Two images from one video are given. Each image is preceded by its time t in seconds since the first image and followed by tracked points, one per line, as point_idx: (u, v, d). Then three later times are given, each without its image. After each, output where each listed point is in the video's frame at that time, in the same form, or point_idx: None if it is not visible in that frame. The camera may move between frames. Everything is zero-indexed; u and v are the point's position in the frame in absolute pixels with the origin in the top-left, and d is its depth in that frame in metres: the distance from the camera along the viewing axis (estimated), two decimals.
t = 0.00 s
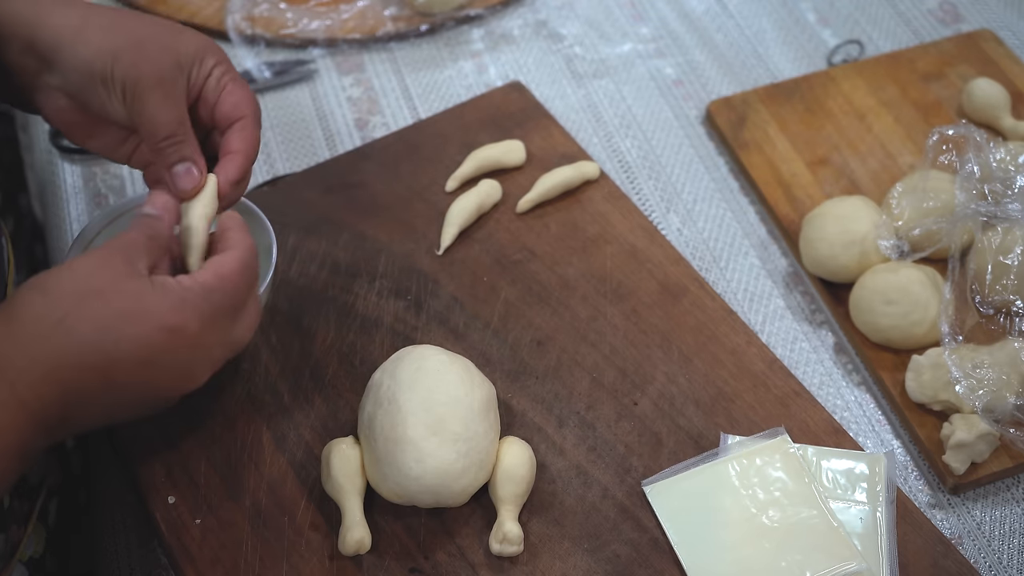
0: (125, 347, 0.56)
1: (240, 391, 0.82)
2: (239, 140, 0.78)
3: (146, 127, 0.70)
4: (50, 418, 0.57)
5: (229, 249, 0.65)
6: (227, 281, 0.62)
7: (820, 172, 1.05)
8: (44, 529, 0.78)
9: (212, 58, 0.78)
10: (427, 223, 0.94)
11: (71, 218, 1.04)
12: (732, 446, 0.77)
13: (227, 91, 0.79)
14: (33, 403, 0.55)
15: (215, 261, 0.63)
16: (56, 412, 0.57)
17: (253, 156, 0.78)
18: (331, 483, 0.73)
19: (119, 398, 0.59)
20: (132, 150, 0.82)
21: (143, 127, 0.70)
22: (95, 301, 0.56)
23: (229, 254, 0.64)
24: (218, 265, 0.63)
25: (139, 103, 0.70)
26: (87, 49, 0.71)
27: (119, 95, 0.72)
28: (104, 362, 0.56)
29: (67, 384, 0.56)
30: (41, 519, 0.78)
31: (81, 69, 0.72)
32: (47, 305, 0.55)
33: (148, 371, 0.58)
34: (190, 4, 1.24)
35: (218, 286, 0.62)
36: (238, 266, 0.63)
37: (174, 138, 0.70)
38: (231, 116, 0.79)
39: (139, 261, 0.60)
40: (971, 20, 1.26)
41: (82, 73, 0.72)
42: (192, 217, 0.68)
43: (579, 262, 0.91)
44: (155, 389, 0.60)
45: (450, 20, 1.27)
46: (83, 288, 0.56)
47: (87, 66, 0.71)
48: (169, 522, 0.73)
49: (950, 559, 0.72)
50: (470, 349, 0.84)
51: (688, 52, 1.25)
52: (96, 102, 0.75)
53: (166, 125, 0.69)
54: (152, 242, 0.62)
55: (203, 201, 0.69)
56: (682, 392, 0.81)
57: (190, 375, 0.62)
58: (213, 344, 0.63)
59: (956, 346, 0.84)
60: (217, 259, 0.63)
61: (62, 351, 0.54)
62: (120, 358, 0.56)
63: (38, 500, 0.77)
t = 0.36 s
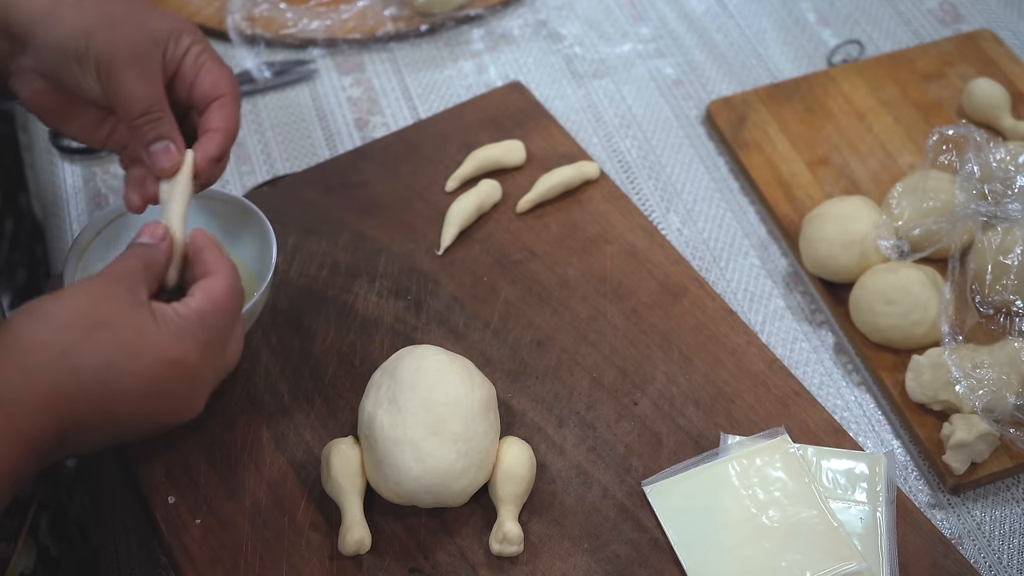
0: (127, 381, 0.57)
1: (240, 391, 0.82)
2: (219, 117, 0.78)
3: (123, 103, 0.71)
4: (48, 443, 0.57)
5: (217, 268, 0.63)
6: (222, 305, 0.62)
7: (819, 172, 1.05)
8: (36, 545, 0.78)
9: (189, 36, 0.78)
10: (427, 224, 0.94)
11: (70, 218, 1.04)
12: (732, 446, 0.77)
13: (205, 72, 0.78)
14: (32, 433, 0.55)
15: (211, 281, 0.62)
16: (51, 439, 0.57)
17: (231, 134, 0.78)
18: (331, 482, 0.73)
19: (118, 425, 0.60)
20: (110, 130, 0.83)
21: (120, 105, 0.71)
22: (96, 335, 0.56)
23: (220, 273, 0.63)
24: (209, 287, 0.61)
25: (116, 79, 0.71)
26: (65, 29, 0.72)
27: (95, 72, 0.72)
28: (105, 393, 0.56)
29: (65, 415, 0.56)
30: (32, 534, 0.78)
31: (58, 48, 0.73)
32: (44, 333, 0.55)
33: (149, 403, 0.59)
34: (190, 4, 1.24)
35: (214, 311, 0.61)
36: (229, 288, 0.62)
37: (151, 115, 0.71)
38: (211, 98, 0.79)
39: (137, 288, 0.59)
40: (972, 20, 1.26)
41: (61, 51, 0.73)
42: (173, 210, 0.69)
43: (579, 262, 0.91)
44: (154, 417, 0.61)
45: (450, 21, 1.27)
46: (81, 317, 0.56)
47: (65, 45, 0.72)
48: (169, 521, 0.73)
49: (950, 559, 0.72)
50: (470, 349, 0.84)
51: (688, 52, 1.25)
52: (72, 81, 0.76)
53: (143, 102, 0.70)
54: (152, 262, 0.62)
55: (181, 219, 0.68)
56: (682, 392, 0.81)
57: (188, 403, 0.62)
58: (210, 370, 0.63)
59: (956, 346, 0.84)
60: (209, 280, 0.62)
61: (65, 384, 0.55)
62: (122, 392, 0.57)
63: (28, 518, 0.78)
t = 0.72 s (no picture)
0: (130, 382, 0.57)
1: (240, 391, 0.82)
2: (191, 111, 0.78)
3: (109, 98, 0.72)
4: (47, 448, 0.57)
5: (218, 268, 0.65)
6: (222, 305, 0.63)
7: (819, 172, 1.05)
8: (31, 543, 0.78)
9: (169, 29, 0.78)
10: (427, 224, 0.94)
11: (71, 218, 1.07)
12: (732, 446, 0.77)
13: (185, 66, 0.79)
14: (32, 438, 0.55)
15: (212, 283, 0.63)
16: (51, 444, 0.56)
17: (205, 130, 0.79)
18: (331, 483, 0.73)
19: (119, 425, 0.60)
20: (97, 120, 0.85)
21: (107, 99, 0.72)
22: (101, 337, 0.56)
23: (221, 274, 0.64)
24: (210, 290, 0.63)
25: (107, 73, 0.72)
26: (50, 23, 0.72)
27: (81, 66, 0.73)
28: (108, 394, 0.57)
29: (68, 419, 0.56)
30: (27, 534, 0.78)
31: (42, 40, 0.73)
32: (44, 335, 0.55)
33: (152, 402, 0.59)
34: (190, 4, 1.24)
35: (215, 312, 0.62)
36: (228, 290, 0.63)
37: (137, 110, 0.71)
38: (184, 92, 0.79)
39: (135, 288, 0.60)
40: (972, 20, 1.26)
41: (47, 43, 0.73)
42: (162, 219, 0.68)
43: (579, 262, 0.91)
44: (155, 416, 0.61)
45: (450, 21, 1.27)
46: (82, 320, 0.56)
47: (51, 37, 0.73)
48: (169, 521, 0.73)
49: (951, 559, 0.72)
50: (470, 349, 0.84)
51: (688, 52, 1.25)
52: (60, 74, 0.77)
53: (127, 97, 0.71)
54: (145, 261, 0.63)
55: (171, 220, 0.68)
56: (682, 392, 0.81)
57: (190, 401, 0.63)
58: (209, 369, 0.63)
59: (956, 346, 0.84)
60: (209, 280, 0.64)
61: (70, 387, 0.55)
62: (127, 392, 0.57)
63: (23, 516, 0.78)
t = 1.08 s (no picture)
0: (141, 346, 0.59)
1: (240, 391, 0.82)
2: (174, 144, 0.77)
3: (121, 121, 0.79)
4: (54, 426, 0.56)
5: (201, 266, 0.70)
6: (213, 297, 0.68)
7: (819, 172, 1.05)
8: (29, 531, 0.78)
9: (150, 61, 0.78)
10: (427, 223, 0.94)
11: (71, 218, 1.05)
12: (732, 446, 0.77)
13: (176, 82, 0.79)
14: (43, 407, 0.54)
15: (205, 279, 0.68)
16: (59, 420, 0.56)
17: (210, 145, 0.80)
18: (332, 482, 0.73)
19: (123, 406, 0.60)
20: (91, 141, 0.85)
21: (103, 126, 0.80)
22: (111, 301, 0.58)
23: (207, 269, 0.70)
24: (201, 278, 0.68)
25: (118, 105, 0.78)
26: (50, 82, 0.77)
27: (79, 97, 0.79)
28: (119, 360, 0.58)
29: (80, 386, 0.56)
30: (26, 522, 0.78)
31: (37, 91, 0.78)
32: (57, 304, 0.56)
33: (159, 374, 0.61)
34: (190, 4, 1.24)
35: (208, 297, 0.67)
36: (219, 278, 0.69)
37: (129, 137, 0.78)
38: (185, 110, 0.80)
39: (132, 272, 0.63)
40: (972, 21, 1.26)
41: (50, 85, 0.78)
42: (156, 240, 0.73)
43: (579, 262, 0.91)
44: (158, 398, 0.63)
45: (450, 21, 1.27)
46: (90, 290, 0.58)
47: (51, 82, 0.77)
48: (169, 521, 0.73)
49: (951, 559, 0.72)
50: (470, 349, 0.84)
51: (688, 52, 1.25)
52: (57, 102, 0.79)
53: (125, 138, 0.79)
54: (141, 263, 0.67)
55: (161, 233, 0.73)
56: (682, 392, 0.81)
57: (190, 386, 0.65)
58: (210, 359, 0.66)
59: (956, 346, 0.84)
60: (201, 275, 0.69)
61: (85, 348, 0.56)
62: (135, 359, 0.59)
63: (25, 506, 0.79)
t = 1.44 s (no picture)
0: (131, 350, 0.58)
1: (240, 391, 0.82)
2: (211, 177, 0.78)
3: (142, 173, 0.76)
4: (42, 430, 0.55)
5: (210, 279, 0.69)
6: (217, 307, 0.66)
7: (819, 172, 1.05)
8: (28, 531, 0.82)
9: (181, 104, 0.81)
10: (427, 223, 0.94)
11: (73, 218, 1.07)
12: (732, 446, 0.77)
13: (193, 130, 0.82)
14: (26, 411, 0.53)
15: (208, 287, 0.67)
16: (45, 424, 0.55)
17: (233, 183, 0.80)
18: (331, 483, 0.73)
19: (116, 415, 0.59)
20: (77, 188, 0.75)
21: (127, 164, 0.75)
22: (101, 304, 0.57)
23: (215, 281, 0.68)
24: (206, 289, 0.67)
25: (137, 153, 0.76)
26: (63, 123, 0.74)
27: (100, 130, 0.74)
28: (108, 365, 0.57)
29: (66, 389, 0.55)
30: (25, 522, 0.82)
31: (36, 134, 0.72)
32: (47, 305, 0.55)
33: (151, 381, 0.60)
34: (190, 4, 1.25)
35: (211, 307, 0.66)
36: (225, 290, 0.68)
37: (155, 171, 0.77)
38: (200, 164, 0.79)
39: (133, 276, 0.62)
40: (971, 21, 1.26)
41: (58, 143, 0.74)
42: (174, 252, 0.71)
43: (579, 262, 0.91)
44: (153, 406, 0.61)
45: (450, 21, 1.27)
46: (81, 292, 0.57)
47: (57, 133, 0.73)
48: (168, 520, 0.73)
49: (951, 559, 0.72)
50: (470, 349, 0.84)
51: (688, 52, 1.25)
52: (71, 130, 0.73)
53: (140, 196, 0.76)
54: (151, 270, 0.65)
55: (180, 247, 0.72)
56: (682, 392, 0.81)
57: (183, 395, 0.63)
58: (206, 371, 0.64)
59: (956, 346, 0.84)
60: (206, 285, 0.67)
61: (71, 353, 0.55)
62: (124, 364, 0.58)
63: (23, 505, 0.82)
